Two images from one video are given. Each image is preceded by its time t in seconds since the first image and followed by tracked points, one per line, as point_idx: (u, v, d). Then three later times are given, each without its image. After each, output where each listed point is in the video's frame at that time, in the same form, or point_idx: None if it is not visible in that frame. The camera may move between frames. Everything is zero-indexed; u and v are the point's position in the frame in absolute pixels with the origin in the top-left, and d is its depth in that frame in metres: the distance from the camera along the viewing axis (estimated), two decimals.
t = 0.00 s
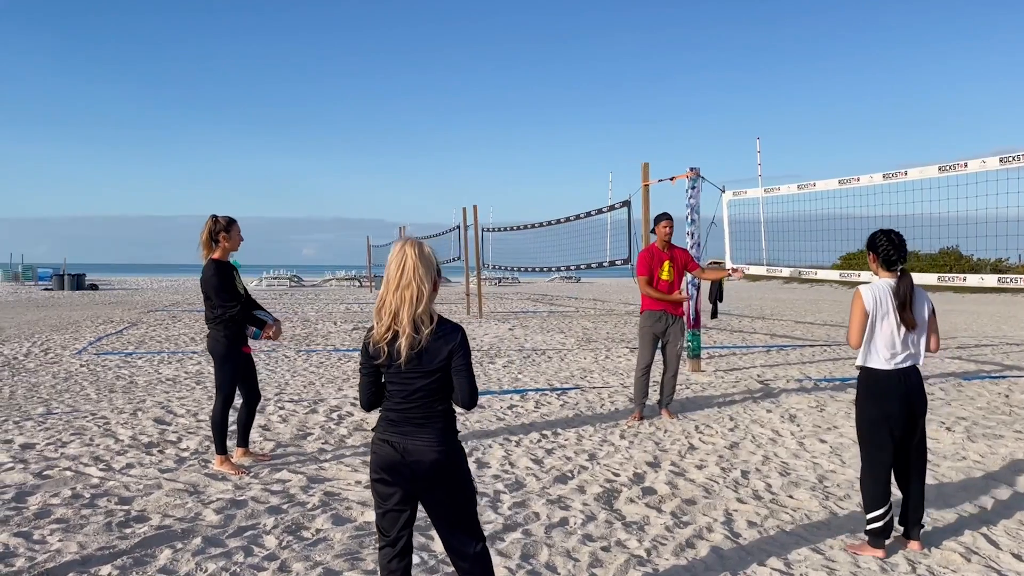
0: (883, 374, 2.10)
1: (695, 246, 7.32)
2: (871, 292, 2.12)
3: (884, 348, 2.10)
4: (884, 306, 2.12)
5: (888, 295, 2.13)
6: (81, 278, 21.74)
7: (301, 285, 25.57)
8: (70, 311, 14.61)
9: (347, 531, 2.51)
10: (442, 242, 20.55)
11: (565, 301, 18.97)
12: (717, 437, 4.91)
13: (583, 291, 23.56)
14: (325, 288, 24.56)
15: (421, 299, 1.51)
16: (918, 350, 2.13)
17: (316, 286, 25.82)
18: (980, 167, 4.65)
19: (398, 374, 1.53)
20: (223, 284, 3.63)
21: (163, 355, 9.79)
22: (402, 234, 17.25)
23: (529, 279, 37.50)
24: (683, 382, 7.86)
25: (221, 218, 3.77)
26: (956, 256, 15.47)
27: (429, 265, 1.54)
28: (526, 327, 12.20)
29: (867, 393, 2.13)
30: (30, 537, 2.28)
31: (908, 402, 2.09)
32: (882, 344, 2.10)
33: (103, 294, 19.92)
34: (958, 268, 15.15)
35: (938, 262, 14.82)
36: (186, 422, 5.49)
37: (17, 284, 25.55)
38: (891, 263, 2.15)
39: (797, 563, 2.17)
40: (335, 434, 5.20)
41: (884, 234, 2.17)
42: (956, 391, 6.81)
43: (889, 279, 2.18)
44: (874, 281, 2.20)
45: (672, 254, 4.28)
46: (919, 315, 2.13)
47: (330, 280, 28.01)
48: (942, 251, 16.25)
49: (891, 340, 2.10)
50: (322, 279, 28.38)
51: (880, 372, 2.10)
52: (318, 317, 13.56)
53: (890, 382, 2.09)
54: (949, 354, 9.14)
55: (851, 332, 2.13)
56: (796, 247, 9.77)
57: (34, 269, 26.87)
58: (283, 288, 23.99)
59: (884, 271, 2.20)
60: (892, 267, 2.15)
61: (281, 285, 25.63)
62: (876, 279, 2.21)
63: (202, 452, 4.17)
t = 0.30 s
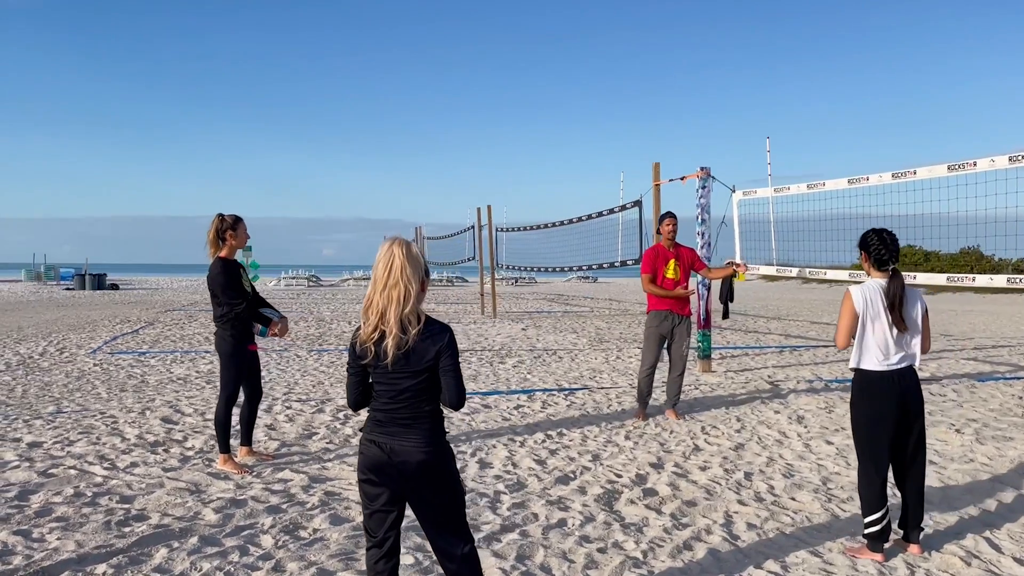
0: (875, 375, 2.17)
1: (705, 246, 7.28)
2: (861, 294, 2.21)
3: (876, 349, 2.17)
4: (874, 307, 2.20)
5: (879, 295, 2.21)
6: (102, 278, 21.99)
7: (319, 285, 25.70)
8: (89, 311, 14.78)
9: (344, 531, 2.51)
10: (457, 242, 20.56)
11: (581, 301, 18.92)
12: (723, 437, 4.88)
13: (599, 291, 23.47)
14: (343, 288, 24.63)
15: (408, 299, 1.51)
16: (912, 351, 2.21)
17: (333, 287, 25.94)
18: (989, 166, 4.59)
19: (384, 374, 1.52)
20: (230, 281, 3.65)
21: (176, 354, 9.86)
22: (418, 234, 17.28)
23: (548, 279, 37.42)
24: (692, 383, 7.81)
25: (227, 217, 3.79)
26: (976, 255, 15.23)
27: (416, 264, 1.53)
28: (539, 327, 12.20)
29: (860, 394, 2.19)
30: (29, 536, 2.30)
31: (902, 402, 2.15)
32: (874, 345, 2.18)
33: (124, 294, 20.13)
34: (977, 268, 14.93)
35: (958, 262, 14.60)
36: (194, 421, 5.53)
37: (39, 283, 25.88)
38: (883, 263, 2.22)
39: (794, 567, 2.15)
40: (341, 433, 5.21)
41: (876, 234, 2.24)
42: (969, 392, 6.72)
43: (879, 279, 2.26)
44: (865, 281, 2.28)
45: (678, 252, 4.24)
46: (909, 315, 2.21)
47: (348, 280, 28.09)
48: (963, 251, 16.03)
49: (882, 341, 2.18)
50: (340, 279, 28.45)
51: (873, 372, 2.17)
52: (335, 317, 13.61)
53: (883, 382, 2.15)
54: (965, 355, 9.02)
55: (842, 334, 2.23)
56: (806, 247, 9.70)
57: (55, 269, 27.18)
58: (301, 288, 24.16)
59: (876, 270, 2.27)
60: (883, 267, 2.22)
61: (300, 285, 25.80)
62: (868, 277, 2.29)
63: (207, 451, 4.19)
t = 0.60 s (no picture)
0: (871, 374, 2.17)
1: (715, 244, 7.22)
2: (860, 292, 2.21)
3: (875, 347, 2.17)
4: (873, 305, 2.20)
5: (878, 294, 2.21)
6: (123, 277, 22.21)
7: (338, 284, 25.79)
8: (107, 309, 14.92)
9: (339, 529, 2.50)
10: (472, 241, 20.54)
11: (600, 300, 18.83)
12: (729, 436, 4.83)
13: (615, 291, 23.35)
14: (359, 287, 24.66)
15: (393, 296, 1.49)
16: (912, 349, 2.21)
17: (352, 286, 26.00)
18: (1000, 162, 4.50)
19: (369, 370, 1.51)
20: (236, 277, 3.65)
21: (189, 352, 9.93)
22: (435, 234, 17.27)
23: (564, 278, 37.30)
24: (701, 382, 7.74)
25: (233, 214, 3.80)
26: (996, 254, 14.98)
27: (402, 260, 1.51)
28: (553, 327, 12.15)
29: (857, 392, 2.20)
30: (24, 532, 2.30)
31: (900, 401, 2.15)
32: (874, 345, 2.18)
33: (144, 293, 20.30)
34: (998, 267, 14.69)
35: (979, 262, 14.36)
36: (200, 418, 5.55)
37: (60, 282, 26.15)
38: (881, 260, 2.23)
39: (791, 568, 2.12)
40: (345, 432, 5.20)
41: (873, 231, 2.25)
42: (983, 392, 6.61)
43: (878, 276, 2.26)
44: (865, 279, 2.29)
45: (682, 250, 4.21)
46: (909, 312, 2.21)
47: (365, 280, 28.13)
48: (985, 251, 15.76)
49: (882, 340, 2.18)
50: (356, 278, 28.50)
51: (872, 371, 2.17)
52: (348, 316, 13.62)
53: (880, 380, 2.16)
54: (981, 355, 8.88)
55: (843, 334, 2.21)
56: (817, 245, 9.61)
57: (77, 267, 27.44)
58: (319, 287, 24.22)
59: (874, 268, 2.28)
60: (881, 264, 2.23)
61: (318, 284, 25.92)
62: (867, 275, 2.29)
63: (210, 449, 4.20)
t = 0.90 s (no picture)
0: (869, 373, 2.16)
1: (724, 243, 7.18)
2: (857, 291, 2.19)
3: (873, 347, 2.16)
4: (870, 304, 2.19)
5: (875, 293, 2.19)
6: (142, 276, 22.45)
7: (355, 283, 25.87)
8: (124, 308, 15.07)
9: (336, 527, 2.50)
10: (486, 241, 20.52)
11: (614, 299, 18.75)
12: (734, 435, 4.79)
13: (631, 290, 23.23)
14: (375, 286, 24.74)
15: (379, 294, 1.49)
16: (911, 349, 2.19)
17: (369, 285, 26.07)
18: (1010, 160, 4.43)
19: (356, 368, 1.51)
20: (243, 275, 3.68)
21: (202, 350, 10.00)
22: (450, 234, 17.28)
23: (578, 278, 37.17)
24: (710, 381, 7.70)
25: (241, 213, 3.82)
26: (1017, 253, 14.73)
27: (388, 258, 1.52)
28: (565, 326, 12.12)
29: (855, 392, 2.18)
30: (26, 528, 2.33)
31: (898, 401, 2.13)
32: (872, 344, 2.16)
33: (162, 292, 20.50)
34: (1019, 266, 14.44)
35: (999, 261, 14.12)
36: (208, 416, 5.58)
37: (81, 281, 26.42)
38: (879, 259, 2.22)
39: (786, 569, 2.11)
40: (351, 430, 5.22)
41: (871, 230, 2.24)
42: (997, 392, 6.50)
43: (877, 275, 2.24)
44: (863, 278, 2.27)
45: (683, 248, 4.19)
46: (908, 311, 2.20)
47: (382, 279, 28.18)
48: (1007, 250, 15.50)
49: (879, 340, 2.16)
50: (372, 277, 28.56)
51: (869, 371, 2.16)
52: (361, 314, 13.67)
53: (876, 380, 2.14)
54: (997, 355, 8.74)
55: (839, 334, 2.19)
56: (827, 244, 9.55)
57: (98, 266, 27.75)
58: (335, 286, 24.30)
59: (872, 267, 2.26)
60: (879, 263, 2.22)
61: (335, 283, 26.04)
62: (865, 274, 2.27)
63: (215, 446, 4.23)
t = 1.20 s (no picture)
0: (864, 372, 2.16)
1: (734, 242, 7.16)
2: (853, 290, 2.20)
3: (868, 345, 2.16)
4: (866, 302, 2.19)
5: (871, 291, 2.19)
6: (163, 275, 22.70)
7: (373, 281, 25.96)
8: (142, 306, 15.25)
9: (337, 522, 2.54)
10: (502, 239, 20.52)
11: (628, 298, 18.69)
12: (740, 433, 4.78)
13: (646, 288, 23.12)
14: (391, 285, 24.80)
15: (370, 292, 1.51)
16: (907, 347, 2.19)
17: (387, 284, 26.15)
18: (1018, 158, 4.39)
19: (348, 364, 1.53)
20: (251, 273, 3.72)
21: (217, 347, 10.10)
22: (466, 232, 17.29)
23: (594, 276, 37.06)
24: (719, 380, 7.68)
25: (250, 213, 3.87)
26: None
27: (379, 257, 1.54)
28: (578, 325, 12.10)
29: (851, 390, 2.19)
30: (33, 520, 2.38)
31: (893, 399, 2.13)
32: (867, 342, 2.16)
33: (181, 290, 20.71)
34: None
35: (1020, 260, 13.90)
36: (219, 413, 5.65)
37: (104, 279, 26.76)
38: (875, 257, 2.22)
39: (779, 565, 2.13)
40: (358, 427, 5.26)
41: (867, 229, 2.24)
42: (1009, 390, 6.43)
43: (872, 274, 2.24)
44: (859, 276, 2.27)
45: (684, 246, 4.19)
46: (904, 310, 2.20)
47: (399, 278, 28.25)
48: None
49: (875, 338, 2.16)
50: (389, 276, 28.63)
51: (865, 369, 2.16)
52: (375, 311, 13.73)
53: (872, 378, 2.15)
54: (1013, 354, 8.63)
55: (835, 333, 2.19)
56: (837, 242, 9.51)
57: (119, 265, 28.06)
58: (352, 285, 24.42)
59: (868, 266, 2.26)
60: (875, 262, 2.22)
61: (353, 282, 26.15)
62: (861, 273, 2.28)
63: (223, 442, 4.28)
